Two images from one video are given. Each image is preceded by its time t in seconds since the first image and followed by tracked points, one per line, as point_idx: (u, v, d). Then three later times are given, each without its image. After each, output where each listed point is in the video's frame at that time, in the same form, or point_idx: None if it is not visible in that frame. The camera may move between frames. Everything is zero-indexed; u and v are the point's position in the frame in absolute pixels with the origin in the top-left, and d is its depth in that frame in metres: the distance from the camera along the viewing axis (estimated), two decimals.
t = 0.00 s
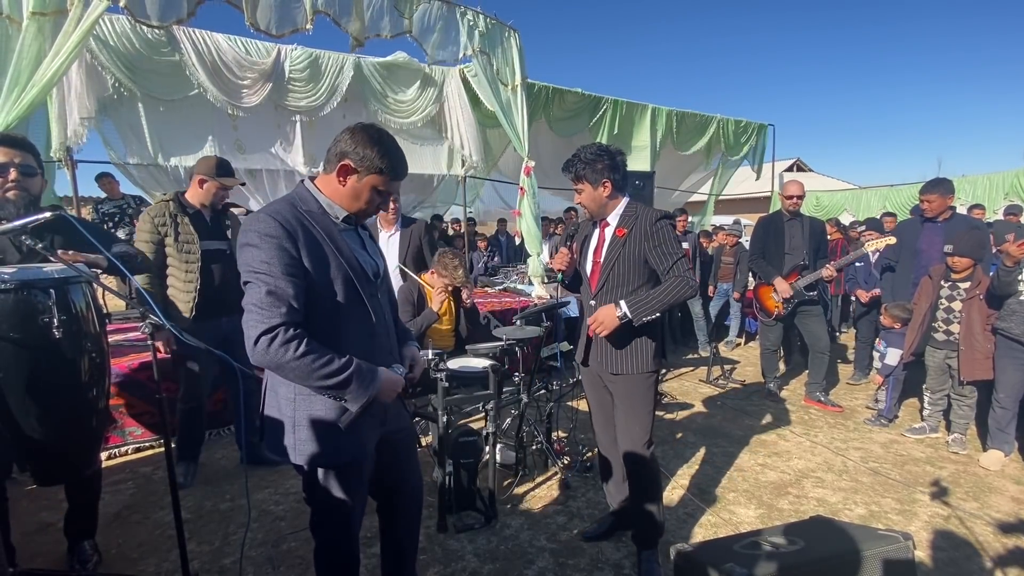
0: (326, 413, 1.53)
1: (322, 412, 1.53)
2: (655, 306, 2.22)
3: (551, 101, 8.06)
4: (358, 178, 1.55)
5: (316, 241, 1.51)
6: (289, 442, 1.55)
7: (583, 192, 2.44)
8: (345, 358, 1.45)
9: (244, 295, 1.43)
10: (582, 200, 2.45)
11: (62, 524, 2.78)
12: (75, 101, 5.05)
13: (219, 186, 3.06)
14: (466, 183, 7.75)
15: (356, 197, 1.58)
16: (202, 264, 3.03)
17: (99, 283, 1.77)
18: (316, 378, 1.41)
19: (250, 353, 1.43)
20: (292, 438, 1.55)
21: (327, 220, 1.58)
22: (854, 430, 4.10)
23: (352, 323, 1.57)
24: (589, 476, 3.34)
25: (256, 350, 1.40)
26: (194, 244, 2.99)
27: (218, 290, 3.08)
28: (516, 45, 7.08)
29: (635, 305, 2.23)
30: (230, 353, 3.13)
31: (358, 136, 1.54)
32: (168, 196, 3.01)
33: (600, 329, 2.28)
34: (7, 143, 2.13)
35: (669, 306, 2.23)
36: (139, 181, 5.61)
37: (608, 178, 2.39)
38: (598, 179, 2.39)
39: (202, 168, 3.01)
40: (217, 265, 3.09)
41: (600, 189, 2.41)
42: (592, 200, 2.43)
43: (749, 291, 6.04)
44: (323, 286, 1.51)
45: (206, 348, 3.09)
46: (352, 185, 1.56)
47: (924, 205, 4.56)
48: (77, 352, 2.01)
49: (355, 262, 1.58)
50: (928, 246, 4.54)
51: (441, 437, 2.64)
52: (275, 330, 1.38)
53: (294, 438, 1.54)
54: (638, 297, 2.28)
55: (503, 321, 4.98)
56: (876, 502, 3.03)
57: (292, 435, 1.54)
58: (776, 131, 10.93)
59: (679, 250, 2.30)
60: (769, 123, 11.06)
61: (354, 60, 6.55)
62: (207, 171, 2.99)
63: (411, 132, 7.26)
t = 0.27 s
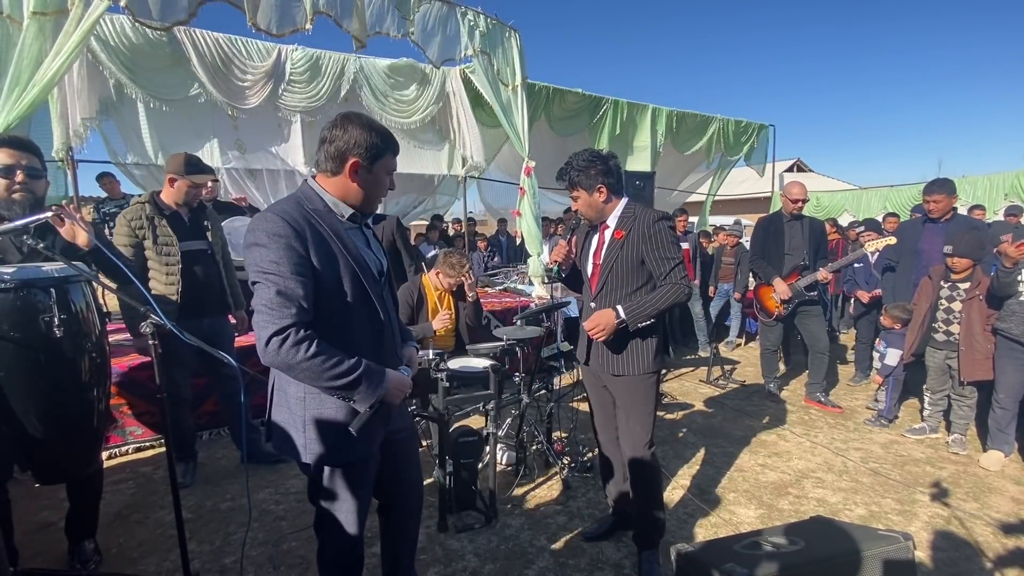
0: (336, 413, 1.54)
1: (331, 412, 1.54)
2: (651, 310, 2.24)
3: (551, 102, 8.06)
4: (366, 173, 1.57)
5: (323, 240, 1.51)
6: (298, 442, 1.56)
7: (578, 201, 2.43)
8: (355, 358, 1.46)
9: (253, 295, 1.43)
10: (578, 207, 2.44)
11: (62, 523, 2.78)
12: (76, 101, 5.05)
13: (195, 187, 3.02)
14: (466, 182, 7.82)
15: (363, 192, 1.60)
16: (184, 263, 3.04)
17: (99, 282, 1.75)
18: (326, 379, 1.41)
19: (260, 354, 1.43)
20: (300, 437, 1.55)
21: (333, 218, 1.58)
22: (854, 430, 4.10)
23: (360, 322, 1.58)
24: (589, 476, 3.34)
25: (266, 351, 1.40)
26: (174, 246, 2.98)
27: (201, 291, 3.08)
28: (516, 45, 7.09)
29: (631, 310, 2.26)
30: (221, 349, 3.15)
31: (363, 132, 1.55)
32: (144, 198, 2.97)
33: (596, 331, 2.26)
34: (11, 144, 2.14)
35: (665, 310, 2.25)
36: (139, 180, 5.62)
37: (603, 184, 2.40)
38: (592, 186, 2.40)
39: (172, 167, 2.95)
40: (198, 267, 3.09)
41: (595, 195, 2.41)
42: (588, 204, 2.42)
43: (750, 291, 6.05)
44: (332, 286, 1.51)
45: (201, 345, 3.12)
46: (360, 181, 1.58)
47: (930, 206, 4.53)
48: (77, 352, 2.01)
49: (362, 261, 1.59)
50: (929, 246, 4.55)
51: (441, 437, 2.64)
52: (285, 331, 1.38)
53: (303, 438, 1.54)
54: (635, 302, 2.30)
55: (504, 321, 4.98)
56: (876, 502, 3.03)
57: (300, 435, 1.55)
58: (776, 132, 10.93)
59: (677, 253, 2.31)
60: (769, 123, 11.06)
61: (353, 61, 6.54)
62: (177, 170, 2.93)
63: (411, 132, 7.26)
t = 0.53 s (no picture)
0: (337, 413, 1.53)
1: (333, 411, 1.54)
2: (652, 313, 2.26)
3: (552, 101, 8.06)
4: (367, 164, 1.58)
5: (329, 237, 1.52)
6: (301, 440, 1.55)
7: (581, 195, 2.45)
8: (358, 357, 1.46)
9: (259, 292, 1.43)
10: (580, 203, 2.47)
11: (62, 522, 2.78)
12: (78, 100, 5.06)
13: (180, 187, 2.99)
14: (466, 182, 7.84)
15: (368, 187, 1.62)
16: (172, 263, 3.03)
17: (102, 281, 1.75)
18: (329, 377, 1.41)
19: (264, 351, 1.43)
20: (304, 435, 1.55)
21: (339, 215, 1.59)
22: (854, 431, 4.10)
23: (365, 319, 1.58)
24: (589, 476, 3.34)
25: (271, 349, 1.40)
26: (162, 248, 2.97)
27: (191, 290, 3.09)
28: (516, 45, 7.08)
29: (631, 314, 2.27)
30: (219, 348, 3.18)
31: (368, 129, 1.56)
32: (130, 200, 2.96)
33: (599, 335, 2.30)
34: (10, 142, 2.14)
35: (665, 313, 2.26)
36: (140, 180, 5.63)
37: (604, 182, 2.39)
38: (593, 183, 2.40)
39: (154, 169, 2.93)
40: (188, 266, 3.09)
41: (596, 193, 2.41)
42: (589, 202, 2.44)
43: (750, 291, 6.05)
44: (337, 284, 1.52)
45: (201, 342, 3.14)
46: (366, 177, 1.60)
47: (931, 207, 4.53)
48: (80, 351, 2.01)
49: (367, 259, 1.59)
50: (929, 247, 4.57)
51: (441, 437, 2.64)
52: (290, 330, 1.38)
53: (307, 436, 1.54)
54: (636, 305, 2.31)
55: (504, 321, 4.98)
56: (876, 502, 3.04)
57: (304, 433, 1.55)
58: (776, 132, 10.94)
59: (680, 256, 2.31)
60: (770, 123, 11.06)
61: (354, 61, 6.53)
62: (159, 172, 2.91)
63: (411, 132, 7.26)
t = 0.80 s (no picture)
0: (343, 413, 1.54)
1: (339, 412, 1.54)
2: (653, 311, 2.25)
3: (553, 102, 8.06)
4: (367, 162, 1.58)
5: (333, 239, 1.52)
6: (306, 440, 1.55)
7: (588, 191, 2.45)
8: (364, 358, 1.47)
9: (264, 295, 1.43)
10: (585, 199, 2.47)
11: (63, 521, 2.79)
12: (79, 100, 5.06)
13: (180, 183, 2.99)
14: (466, 181, 7.84)
15: (369, 186, 1.62)
16: (169, 260, 3.02)
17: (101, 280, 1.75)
18: (335, 379, 1.42)
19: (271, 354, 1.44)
20: (308, 435, 1.55)
21: (341, 216, 1.59)
22: (854, 431, 4.10)
23: (369, 320, 1.59)
24: (589, 476, 3.35)
25: (276, 351, 1.40)
26: (161, 244, 2.98)
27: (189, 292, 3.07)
28: (517, 45, 7.08)
29: (630, 311, 2.26)
30: (221, 347, 3.19)
31: (369, 128, 1.57)
32: (134, 198, 3.00)
33: (599, 332, 2.29)
34: (10, 141, 2.14)
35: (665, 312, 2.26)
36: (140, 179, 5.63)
37: (612, 178, 2.39)
38: (602, 179, 2.40)
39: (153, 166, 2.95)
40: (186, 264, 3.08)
41: (604, 189, 2.41)
42: (595, 199, 2.44)
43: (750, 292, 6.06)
44: (341, 285, 1.52)
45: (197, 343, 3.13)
46: (368, 176, 1.60)
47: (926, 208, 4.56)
48: (80, 350, 2.01)
49: (370, 259, 1.59)
50: (927, 247, 4.56)
51: (441, 437, 2.65)
52: (296, 332, 1.39)
53: (312, 436, 1.54)
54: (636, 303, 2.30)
55: (504, 321, 4.99)
56: (876, 503, 3.04)
57: (308, 433, 1.55)
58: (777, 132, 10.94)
59: (682, 255, 2.31)
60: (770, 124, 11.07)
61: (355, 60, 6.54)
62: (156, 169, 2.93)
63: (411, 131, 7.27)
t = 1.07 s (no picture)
0: (348, 411, 1.54)
1: (343, 410, 1.54)
2: (659, 313, 2.24)
3: (553, 102, 8.06)
4: (369, 159, 1.58)
5: (336, 237, 1.52)
6: (308, 438, 1.55)
7: (585, 199, 2.44)
8: (368, 356, 1.47)
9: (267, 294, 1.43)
10: (582, 205, 2.46)
11: (63, 520, 2.79)
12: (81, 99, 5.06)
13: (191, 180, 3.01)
14: (467, 181, 7.84)
15: (371, 184, 1.62)
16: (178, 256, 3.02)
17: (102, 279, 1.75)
18: (340, 377, 1.42)
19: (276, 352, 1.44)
20: (311, 434, 1.55)
21: (344, 214, 1.59)
22: (854, 431, 4.11)
23: (372, 318, 1.59)
24: (590, 476, 3.35)
25: (281, 349, 1.41)
26: (171, 241, 2.98)
27: (196, 291, 3.07)
28: (518, 45, 7.08)
29: (636, 314, 2.26)
30: (221, 346, 3.17)
31: (370, 125, 1.57)
32: (145, 195, 2.99)
33: (604, 336, 2.27)
34: (11, 141, 2.12)
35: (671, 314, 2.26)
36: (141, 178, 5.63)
37: (609, 186, 2.39)
38: (599, 186, 2.40)
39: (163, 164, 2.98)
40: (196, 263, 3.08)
41: (602, 197, 2.41)
42: (593, 205, 2.44)
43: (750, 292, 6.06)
44: (344, 283, 1.52)
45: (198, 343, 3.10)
46: (369, 174, 1.60)
47: (922, 210, 4.58)
48: (81, 349, 2.01)
49: (374, 257, 1.60)
50: (925, 248, 4.56)
51: (442, 436, 2.65)
52: (300, 330, 1.39)
53: (315, 434, 1.54)
54: (641, 306, 2.30)
55: (505, 320, 4.99)
56: (877, 503, 3.04)
57: (311, 431, 1.55)
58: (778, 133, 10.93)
59: (684, 256, 2.32)
60: (771, 124, 11.06)
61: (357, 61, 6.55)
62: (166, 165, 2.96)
63: (412, 132, 7.28)
